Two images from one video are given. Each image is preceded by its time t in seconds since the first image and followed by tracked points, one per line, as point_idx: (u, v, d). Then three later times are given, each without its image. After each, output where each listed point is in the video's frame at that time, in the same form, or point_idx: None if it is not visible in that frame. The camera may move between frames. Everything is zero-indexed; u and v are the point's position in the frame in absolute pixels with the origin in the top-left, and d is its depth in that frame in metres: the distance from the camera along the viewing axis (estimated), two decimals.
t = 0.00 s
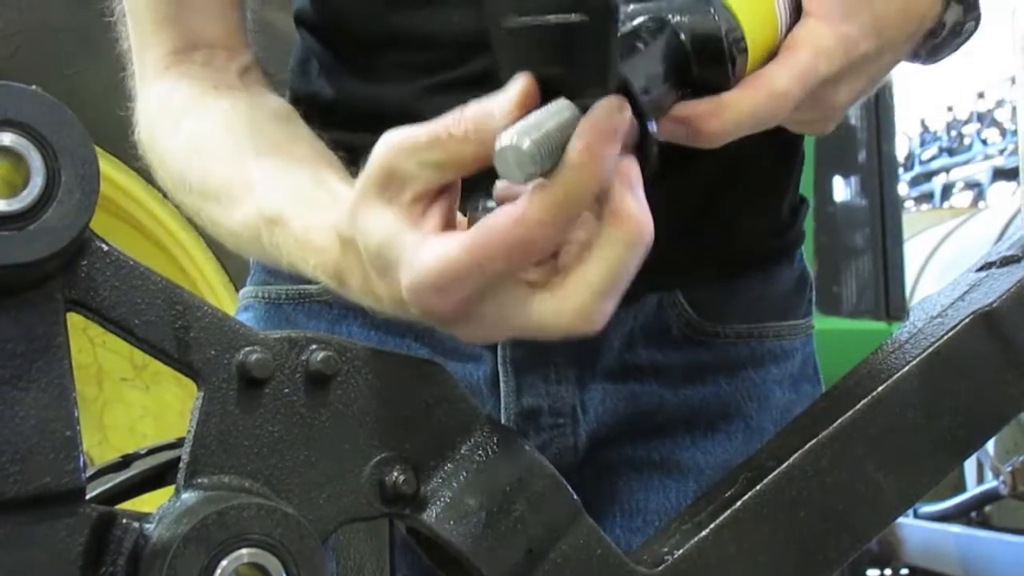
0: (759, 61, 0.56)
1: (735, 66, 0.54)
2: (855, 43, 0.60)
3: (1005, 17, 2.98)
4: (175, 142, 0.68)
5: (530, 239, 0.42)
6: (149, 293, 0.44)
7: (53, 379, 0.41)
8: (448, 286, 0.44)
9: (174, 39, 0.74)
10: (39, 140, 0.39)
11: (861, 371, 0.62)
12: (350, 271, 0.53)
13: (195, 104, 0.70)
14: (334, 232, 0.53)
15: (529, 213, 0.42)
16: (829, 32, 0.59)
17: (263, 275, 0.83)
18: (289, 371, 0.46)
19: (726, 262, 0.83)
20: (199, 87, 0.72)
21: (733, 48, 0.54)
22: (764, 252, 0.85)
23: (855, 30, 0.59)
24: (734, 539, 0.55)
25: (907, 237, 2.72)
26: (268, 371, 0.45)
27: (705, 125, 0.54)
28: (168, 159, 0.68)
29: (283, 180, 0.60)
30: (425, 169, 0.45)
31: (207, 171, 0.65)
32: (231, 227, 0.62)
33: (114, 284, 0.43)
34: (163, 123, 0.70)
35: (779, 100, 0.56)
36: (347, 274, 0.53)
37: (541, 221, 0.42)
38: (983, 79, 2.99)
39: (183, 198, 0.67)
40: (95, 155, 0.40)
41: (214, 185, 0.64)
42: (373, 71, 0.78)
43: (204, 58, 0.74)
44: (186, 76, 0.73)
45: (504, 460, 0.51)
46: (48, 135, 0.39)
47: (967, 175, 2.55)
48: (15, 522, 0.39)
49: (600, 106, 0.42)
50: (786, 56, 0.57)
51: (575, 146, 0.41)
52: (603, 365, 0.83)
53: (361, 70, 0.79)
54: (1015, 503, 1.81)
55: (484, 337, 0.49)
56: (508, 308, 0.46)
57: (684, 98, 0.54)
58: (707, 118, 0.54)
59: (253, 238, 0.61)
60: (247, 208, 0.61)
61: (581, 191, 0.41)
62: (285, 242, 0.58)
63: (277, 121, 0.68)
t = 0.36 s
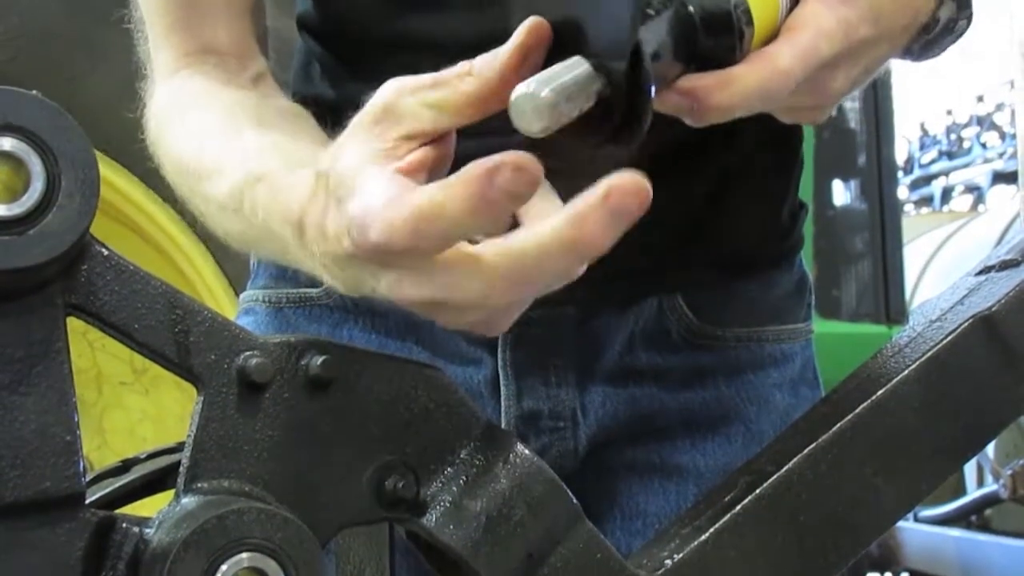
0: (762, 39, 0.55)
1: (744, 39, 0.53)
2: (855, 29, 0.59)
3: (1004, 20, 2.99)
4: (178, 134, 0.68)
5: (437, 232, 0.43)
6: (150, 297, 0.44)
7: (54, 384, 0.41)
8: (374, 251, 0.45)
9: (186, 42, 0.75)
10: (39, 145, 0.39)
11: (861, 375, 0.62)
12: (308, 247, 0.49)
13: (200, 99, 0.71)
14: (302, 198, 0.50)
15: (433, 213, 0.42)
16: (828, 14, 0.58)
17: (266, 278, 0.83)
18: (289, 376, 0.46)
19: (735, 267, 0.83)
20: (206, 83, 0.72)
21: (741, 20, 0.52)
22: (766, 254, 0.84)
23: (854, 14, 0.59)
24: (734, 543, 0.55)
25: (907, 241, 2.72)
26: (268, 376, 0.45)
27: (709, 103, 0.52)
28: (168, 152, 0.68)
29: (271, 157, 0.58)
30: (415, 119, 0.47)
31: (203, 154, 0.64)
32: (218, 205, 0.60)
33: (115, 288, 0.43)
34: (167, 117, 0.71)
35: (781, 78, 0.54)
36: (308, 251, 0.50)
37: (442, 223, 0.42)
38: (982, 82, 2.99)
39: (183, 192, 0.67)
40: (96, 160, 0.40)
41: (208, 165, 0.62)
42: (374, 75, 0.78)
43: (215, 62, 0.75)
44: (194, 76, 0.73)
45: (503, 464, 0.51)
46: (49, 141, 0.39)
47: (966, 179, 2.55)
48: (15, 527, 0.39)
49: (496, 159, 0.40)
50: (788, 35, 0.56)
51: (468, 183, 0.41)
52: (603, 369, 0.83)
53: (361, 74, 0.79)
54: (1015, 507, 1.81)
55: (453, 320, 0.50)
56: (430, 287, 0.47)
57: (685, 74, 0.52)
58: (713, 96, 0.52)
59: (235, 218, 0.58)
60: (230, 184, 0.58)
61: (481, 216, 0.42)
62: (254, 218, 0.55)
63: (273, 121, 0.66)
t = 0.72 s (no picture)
0: (773, 78, 0.58)
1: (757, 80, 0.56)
2: (858, 70, 0.62)
3: (1001, 30, 3.00)
4: (182, 144, 0.69)
5: (464, 221, 0.44)
6: (149, 307, 0.44)
7: (54, 394, 0.41)
8: (388, 265, 0.46)
9: (183, 53, 0.75)
10: (40, 156, 0.39)
11: (859, 384, 0.62)
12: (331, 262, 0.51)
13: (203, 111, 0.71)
14: (325, 211, 0.51)
15: (460, 198, 0.43)
16: (835, 55, 0.61)
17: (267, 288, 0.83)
18: (288, 385, 0.46)
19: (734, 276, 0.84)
20: (205, 93, 0.72)
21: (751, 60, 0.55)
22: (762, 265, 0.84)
23: (860, 55, 0.62)
24: (733, 552, 0.55)
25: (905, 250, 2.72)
26: (267, 386, 0.46)
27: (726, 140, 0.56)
28: (172, 161, 0.69)
29: (280, 168, 0.59)
30: (440, 152, 0.45)
31: (211, 170, 0.65)
32: (235, 226, 0.61)
33: (114, 297, 0.43)
34: (168, 127, 0.71)
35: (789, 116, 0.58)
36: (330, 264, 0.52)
37: (482, 196, 0.43)
38: (979, 92, 3.00)
39: (188, 203, 0.68)
40: (95, 169, 0.41)
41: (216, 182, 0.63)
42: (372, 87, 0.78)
43: (213, 74, 0.75)
44: (194, 86, 0.74)
45: (502, 474, 0.51)
46: (49, 151, 0.39)
47: (964, 187, 2.55)
48: (15, 537, 0.39)
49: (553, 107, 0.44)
50: (797, 77, 0.59)
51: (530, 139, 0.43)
52: (601, 379, 0.83)
53: (359, 86, 0.79)
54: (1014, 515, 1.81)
55: (461, 345, 0.54)
56: (445, 303, 0.50)
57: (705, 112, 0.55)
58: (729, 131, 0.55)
59: (253, 230, 0.59)
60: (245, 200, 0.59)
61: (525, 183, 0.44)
62: (277, 235, 0.56)
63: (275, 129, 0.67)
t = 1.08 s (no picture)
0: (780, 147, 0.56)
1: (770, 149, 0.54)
2: (864, 144, 0.59)
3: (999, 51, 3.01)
4: (177, 165, 0.69)
5: (483, 205, 0.43)
6: (149, 330, 0.45)
7: (53, 416, 0.42)
8: (394, 261, 0.45)
9: (181, 75, 0.75)
10: (40, 179, 0.41)
11: (857, 406, 0.63)
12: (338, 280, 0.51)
13: (198, 131, 0.71)
14: (338, 226, 0.51)
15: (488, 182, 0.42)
16: (843, 127, 0.58)
17: (261, 312, 0.83)
18: (287, 407, 0.47)
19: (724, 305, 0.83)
20: (199, 115, 0.73)
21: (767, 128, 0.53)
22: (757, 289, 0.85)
23: (865, 129, 0.59)
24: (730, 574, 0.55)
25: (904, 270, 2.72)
26: (266, 409, 0.46)
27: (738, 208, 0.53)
28: (168, 181, 0.69)
29: (293, 190, 0.59)
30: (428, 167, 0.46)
31: (210, 189, 0.65)
32: (237, 246, 0.61)
33: (113, 320, 0.44)
34: (164, 149, 0.71)
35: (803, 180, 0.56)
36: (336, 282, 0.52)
37: (514, 181, 0.42)
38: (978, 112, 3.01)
39: (185, 226, 0.68)
40: (95, 194, 0.42)
41: (219, 201, 0.63)
42: (370, 111, 0.78)
43: (205, 95, 0.75)
44: (188, 106, 0.74)
45: (502, 497, 0.51)
46: (50, 175, 0.41)
47: (963, 208, 2.56)
48: (14, 558, 0.40)
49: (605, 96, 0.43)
50: (804, 145, 0.57)
51: (576, 126, 0.42)
52: (598, 402, 0.83)
53: (356, 109, 0.79)
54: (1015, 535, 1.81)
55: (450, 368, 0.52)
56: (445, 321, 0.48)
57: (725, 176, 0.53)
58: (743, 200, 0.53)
59: (256, 250, 0.59)
60: (253, 220, 0.59)
61: (554, 168, 0.43)
62: (286, 253, 0.56)
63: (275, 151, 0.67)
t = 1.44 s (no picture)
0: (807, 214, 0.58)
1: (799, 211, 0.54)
2: (879, 205, 0.61)
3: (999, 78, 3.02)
4: (179, 184, 0.69)
5: (548, 253, 0.46)
6: (149, 359, 0.47)
7: (54, 446, 0.44)
8: (443, 281, 0.48)
9: (184, 95, 0.76)
10: (42, 209, 0.43)
11: (856, 435, 0.63)
12: (376, 282, 0.54)
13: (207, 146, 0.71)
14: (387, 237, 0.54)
15: (542, 234, 0.46)
16: (861, 188, 0.60)
17: (257, 339, 0.83)
18: (288, 437, 0.50)
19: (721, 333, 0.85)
20: (201, 131, 0.73)
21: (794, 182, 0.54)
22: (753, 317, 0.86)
23: (880, 191, 0.61)
24: None
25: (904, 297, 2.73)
26: (266, 437, 0.49)
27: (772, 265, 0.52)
28: (179, 198, 0.69)
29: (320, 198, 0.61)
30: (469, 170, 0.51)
31: (222, 208, 0.66)
32: (257, 258, 0.63)
33: (114, 348, 0.47)
34: (167, 166, 0.71)
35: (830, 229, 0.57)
36: (373, 284, 0.55)
37: (563, 240, 0.46)
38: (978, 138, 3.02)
39: (195, 245, 0.68)
40: (97, 225, 0.44)
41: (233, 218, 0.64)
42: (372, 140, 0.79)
43: (207, 113, 0.75)
44: (191, 123, 0.74)
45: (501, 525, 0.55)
46: (52, 207, 0.44)
47: (962, 234, 2.56)
48: None
49: (666, 173, 0.47)
50: (825, 209, 0.58)
51: (628, 198, 0.46)
52: (594, 435, 0.81)
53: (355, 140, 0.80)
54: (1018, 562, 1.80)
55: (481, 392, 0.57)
56: (492, 345, 0.52)
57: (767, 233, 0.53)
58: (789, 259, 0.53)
59: (281, 261, 0.61)
60: (275, 235, 0.61)
61: (614, 237, 0.46)
62: (321, 266, 0.59)
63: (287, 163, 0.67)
